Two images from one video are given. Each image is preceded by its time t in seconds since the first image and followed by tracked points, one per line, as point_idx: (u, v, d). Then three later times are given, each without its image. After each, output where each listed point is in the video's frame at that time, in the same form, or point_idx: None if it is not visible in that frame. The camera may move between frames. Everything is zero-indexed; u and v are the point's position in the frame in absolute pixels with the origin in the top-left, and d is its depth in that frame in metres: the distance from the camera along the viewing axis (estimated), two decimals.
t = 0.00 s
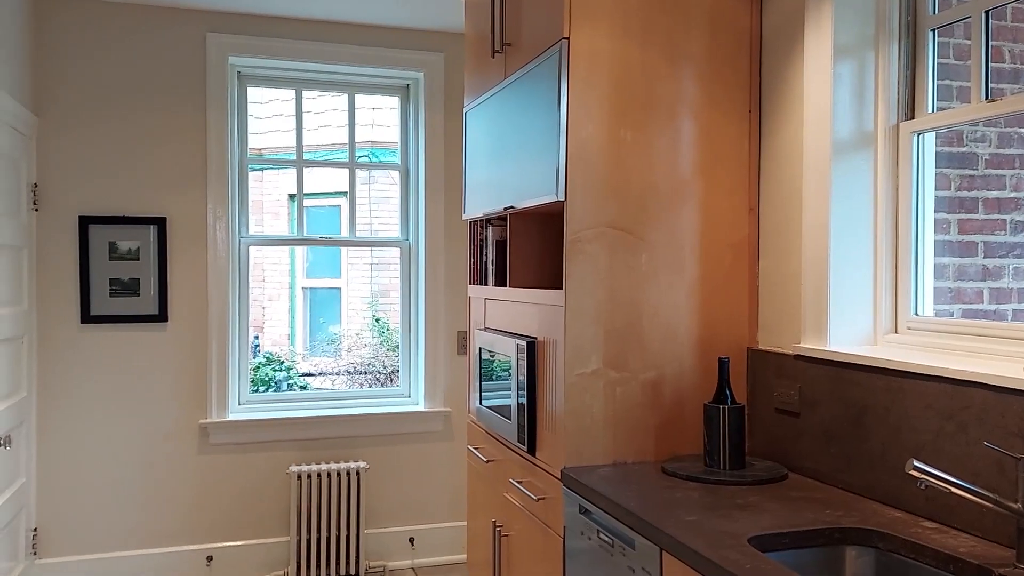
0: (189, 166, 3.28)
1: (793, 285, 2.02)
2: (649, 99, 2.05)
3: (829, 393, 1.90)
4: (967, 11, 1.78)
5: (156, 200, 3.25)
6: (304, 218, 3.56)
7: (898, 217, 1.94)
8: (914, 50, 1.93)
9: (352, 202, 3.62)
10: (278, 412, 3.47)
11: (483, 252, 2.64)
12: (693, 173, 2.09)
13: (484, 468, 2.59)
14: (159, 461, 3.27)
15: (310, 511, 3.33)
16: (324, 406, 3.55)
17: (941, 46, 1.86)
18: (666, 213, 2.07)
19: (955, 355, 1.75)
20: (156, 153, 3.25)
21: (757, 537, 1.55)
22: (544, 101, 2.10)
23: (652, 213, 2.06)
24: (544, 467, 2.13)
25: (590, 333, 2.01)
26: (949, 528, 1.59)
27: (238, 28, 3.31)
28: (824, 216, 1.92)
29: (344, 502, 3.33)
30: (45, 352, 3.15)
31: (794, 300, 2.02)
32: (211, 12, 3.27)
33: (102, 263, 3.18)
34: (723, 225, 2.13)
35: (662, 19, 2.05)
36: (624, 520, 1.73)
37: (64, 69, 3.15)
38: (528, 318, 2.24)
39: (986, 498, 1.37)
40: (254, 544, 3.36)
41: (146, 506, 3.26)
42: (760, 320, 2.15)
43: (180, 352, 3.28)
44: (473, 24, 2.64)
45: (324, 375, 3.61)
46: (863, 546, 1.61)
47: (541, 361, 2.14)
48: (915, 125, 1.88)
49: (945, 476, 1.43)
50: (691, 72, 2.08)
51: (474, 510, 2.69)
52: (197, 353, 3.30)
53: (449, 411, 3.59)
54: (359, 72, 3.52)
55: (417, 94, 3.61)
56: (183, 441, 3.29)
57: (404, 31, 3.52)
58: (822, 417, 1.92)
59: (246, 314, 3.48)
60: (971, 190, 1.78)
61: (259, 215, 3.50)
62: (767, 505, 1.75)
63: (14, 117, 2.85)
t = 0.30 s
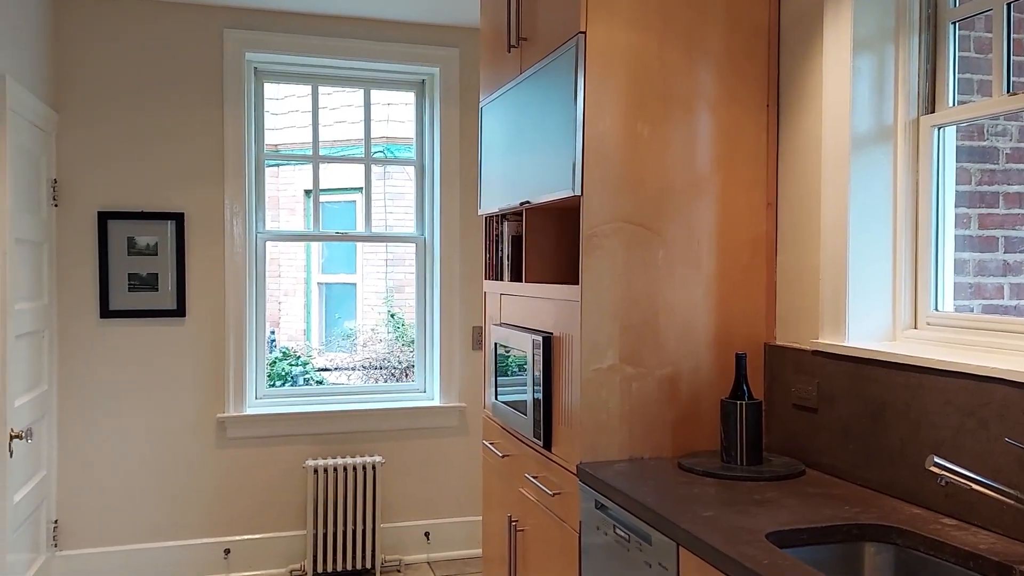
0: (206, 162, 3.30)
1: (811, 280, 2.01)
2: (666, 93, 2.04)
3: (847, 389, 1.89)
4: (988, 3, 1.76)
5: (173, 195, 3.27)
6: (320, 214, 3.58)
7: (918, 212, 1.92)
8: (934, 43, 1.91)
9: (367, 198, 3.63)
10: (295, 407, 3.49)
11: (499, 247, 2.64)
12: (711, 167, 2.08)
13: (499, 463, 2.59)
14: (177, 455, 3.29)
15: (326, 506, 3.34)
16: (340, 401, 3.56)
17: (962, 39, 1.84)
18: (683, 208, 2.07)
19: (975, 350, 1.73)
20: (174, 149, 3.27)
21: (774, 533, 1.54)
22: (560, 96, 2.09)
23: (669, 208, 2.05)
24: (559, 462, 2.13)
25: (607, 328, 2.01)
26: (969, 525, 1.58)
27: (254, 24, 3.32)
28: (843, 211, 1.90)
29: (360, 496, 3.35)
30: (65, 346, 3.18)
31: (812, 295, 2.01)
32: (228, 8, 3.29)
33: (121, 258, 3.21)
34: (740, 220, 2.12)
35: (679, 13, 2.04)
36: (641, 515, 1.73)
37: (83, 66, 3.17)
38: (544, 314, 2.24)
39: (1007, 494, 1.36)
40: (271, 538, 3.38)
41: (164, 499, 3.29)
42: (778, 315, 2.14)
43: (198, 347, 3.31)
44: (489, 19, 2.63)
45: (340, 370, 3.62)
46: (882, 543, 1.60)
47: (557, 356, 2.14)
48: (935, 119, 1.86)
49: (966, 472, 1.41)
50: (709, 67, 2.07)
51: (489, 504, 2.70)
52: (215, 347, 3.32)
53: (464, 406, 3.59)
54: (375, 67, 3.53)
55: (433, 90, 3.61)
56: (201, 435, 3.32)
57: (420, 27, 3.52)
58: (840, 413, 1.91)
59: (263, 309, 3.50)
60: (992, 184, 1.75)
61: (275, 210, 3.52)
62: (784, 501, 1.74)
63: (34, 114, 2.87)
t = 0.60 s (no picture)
0: (222, 159, 3.32)
1: (829, 276, 2.00)
2: (682, 89, 2.03)
3: (865, 386, 1.88)
4: None
5: (189, 192, 3.29)
6: (334, 210, 3.59)
7: (936, 207, 1.90)
8: (953, 37, 1.89)
9: (381, 194, 3.63)
10: (310, 402, 3.50)
11: (513, 244, 2.64)
12: (727, 163, 2.08)
13: (514, 459, 2.59)
14: (193, 450, 3.32)
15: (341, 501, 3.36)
16: (355, 397, 3.58)
17: (981, 34, 1.83)
18: (699, 204, 2.06)
19: (994, 347, 1.71)
20: (190, 146, 3.29)
21: (791, 530, 1.54)
22: (575, 91, 2.09)
23: (685, 204, 2.05)
24: (574, 458, 2.13)
25: (622, 324, 2.01)
26: (988, 523, 1.57)
27: (269, 21, 3.34)
28: (861, 207, 1.89)
29: (375, 492, 3.36)
30: (83, 341, 3.20)
31: (829, 292, 2.00)
32: (243, 5, 3.31)
33: (138, 254, 3.23)
34: (757, 216, 2.11)
35: (696, 8, 2.03)
36: (656, 511, 1.73)
37: (102, 63, 3.19)
38: (559, 310, 2.24)
39: None
40: (286, 532, 3.40)
41: (181, 494, 3.31)
42: (794, 312, 2.13)
43: (214, 342, 3.33)
44: (503, 15, 2.63)
45: (354, 366, 3.64)
46: (899, 540, 1.59)
47: (572, 352, 2.14)
48: (954, 114, 1.84)
49: (985, 470, 1.40)
50: (725, 62, 2.06)
51: (504, 500, 2.70)
52: (231, 343, 3.34)
53: (479, 402, 3.60)
54: (389, 64, 3.53)
55: (447, 86, 3.62)
56: (217, 430, 3.34)
57: (433, 23, 3.53)
58: (857, 411, 1.90)
59: (278, 305, 3.52)
60: (1012, 179, 1.74)
61: (290, 207, 3.53)
62: (801, 498, 1.74)
63: (53, 111, 2.90)
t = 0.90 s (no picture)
0: (237, 155, 3.33)
1: (846, 272, 1.99)
2: (699, 84, 2.03)
3: (883, 382, 1.87)
4: None
5: (205, 188, 3.31)
6: (349, 206, 3.60)
7: (956, 203, 1.89)
8: (974, 31, 1.88)
9: (396, 190, 3.64)
10: (324, 397, 3.52)
11: (528, 239, 2.64)
12: (744, 159, 2.07)
13: (529, 454, 2.59)
14: (210, 444, 3.34)
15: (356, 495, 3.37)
16: (369, 392, 3.59)
17: (1002, 28, 1.81)
18: (716, 200, 2.05)
19: (1014, 343, 1.70)
20: (206, 142, 3.30)
21: (809, 527, 1.53)
22: (592, 86, 2.08)
23: (701, 199, 2.04)
24: (590, 454, 2.13)
25: (638, 320, 2.01)
26: (1008, 520, 1.56)
27: (284, 17, 3.35)
28: (880, 202, 1.88)
29: (389, 486, 3.37)
30: (101, 336, 3.23)
31: (847, 288, 1.99)
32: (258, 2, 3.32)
33: (155, 250, 3.25)
34: (774, 211, 2.10)
35: (713, 2, 2.03)
36: (673, 507, 1.72)
37: (120, 59, 3.21)
38: (574, 306, 2.23)
39: None
40: (302, 527, 3.42)
41: (197, 488, 3.33)
42: (811, 308, 2.12)
43: (230, 337, 3.35)
44: (518, 11, 2.63)
45: (369, 362, 3.65)
46: (918, 537, 1.58)
47: (588, 348, 2.14)
48: (974, 108, 1.83)
49: (1006, 467, 1.39)
50: (743, 56, 2.05)
51: (519, 495, 2.70)
52: (247, 338, 3.36)
53: (493, 398, 3.61)
54: (404, 60, 3.54)
55: (461, 82, 3.62)
56: (234, 424, 3.36)
57: (447, 19, 3.53)
58: (875, 407, 1.89)
59: (293, 300, 3.53)
60: None
61: (304, 202, 3.54)
62: (818, 494, 1.73)
63: (71, 108, 2.92)
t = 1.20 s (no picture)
0: (254, 151, 3.35)
1: (865, 268, 1.98)
2: (717, 79, 2.02)
3: (901, 378, 1.86)
4: None
5: (222, 184, 3.32)
6: (364, 202, 3.61)
7: (976, 198, 1.87)
8: (995, 24, 1.86)
9: (410, 186, 3.65)
10: (340, 392, 3.54)
11: (544, 234, 2.64)
12: (762, 154, 2.06)
13: (544, 450, 2.60)
14: (227, 438, 3.36)
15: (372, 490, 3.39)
16: (384, 387, 3.60)
17: None
18: (733, 195, 2.04)
19: None
20: (222, 138, 3.32)
21: (827, 523, 1.53)
22: (608, 81, 2.08)
23: (718, 195, 2.03)
24: (606, 450, 2.13)
25: (654, 315, 2.00)
26: None
27: (299, 13, 3.36)
28: (899, 197, 1.87)
29: (404, 481, 3.38)
30: (119, 331, 3.26)
31: (865, 284, 1.98)
32: None
33: (173, 245, 3.28)
34: (791, 207, 2.09)
35: None
36: (690, 503, 1.72)
37: (138, 56, 3.23)
38: (590, 301, 2.23)
39: None
40: (318, 520, 3.44)
41: (215, 481, 3.36)
42: (829, 303, 2.11)
43: (247, 332, 3.37)
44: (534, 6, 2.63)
45: (384, 357, 3.66)
46: (937, 534, 1.57)
47: (604, 343, 2.14)
48: (996, 102, 1.81)
49: None
50: (761, 51, 2.04)
51: (534, 490, 2.70)
52: (263, 333, 3.38)
53: (508, 394, 3.61)
54: (419, 55, 3.54)
55: (477, 77, 3.62)
56: (250, 419, 3.38)
57: (462, 14, 3.53)
58: (894, 404, 1.88)
59: (309, 296, 3.55)
60: None
61: (320, 198, 3.56)
62: (836, 491, 1.72)
63: (90, 104, 2.94)
